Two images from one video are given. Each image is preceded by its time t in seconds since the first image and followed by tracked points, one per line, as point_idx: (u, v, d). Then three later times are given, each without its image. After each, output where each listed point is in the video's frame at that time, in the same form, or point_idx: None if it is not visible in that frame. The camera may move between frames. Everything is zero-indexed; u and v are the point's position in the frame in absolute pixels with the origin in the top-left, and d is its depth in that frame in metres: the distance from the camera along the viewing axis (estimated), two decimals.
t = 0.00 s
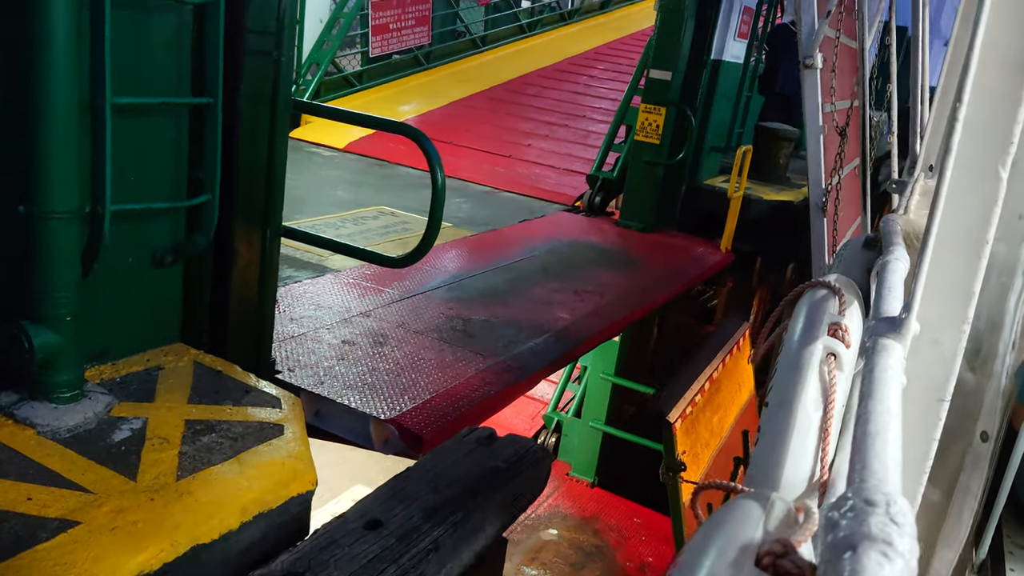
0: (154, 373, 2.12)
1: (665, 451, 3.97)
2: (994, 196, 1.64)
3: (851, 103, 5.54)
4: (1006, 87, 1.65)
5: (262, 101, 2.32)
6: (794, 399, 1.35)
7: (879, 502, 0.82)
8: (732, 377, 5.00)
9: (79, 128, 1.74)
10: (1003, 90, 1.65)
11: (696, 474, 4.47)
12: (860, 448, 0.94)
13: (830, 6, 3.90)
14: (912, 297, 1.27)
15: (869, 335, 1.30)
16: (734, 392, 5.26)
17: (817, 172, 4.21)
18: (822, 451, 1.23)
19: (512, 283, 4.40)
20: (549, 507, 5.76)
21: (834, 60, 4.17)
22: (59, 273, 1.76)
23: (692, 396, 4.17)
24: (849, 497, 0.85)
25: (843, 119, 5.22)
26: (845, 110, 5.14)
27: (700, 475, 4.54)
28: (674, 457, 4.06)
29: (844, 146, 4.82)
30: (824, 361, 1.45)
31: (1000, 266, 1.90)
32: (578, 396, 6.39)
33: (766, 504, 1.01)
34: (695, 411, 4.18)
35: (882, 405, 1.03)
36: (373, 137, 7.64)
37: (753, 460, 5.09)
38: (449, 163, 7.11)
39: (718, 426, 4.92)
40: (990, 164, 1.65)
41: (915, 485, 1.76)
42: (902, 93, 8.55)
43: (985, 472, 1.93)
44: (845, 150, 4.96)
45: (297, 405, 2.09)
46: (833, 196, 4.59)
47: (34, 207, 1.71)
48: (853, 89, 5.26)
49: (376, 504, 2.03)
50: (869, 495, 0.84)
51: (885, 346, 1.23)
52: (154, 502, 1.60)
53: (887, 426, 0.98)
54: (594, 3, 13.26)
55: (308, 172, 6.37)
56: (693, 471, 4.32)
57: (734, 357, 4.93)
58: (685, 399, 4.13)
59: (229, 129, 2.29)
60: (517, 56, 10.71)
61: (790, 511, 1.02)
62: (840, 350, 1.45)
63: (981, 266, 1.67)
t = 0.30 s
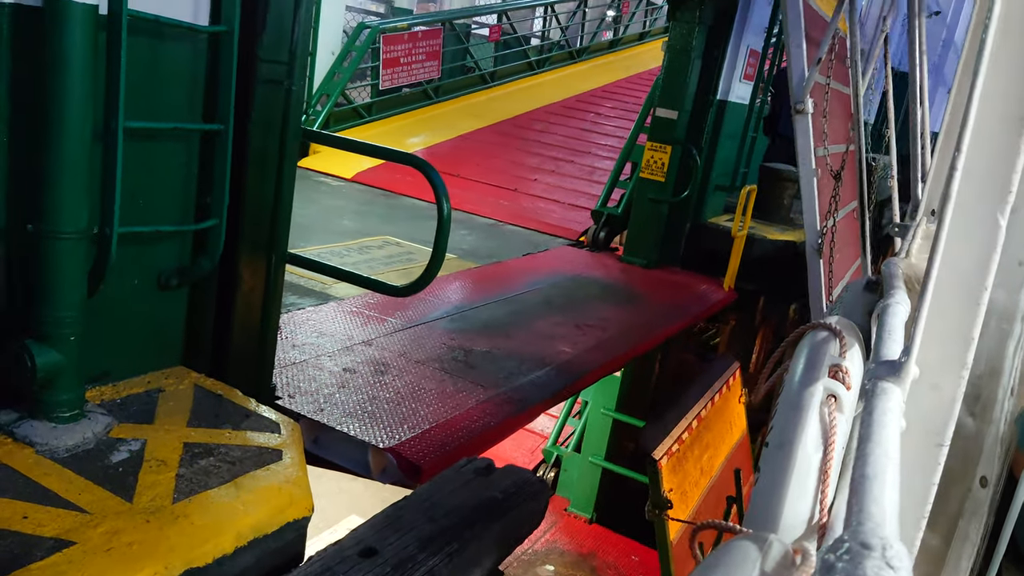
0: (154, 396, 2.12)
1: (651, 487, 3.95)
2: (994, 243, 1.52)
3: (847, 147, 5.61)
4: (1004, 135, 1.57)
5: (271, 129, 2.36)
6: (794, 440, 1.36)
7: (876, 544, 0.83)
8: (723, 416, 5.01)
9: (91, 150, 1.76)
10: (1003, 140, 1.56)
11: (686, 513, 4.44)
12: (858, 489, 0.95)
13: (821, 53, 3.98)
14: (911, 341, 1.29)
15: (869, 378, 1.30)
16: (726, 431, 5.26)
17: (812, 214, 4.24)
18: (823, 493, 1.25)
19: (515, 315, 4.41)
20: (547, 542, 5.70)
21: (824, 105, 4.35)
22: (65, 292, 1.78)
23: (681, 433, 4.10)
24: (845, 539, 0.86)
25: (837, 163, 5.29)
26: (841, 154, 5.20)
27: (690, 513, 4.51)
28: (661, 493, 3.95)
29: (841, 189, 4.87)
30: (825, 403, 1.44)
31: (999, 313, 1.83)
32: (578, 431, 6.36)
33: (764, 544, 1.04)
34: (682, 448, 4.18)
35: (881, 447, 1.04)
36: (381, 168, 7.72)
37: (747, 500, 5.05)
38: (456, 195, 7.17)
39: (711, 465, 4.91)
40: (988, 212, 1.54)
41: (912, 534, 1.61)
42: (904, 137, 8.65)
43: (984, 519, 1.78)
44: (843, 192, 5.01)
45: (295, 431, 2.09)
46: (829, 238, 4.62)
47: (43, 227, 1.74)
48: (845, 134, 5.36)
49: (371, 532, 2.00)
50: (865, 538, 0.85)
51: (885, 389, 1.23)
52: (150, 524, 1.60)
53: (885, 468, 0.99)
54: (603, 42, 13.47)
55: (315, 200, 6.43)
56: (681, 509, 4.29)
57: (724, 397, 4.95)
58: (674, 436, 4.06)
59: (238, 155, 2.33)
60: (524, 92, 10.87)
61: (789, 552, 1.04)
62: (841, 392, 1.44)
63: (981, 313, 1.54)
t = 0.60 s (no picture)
0: (145, 400, 2.11)
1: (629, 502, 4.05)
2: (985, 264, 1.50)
3: (835, 165, 5.65)
4: (993, 154, 1.53)
5: (267, 136, 2.36)
6: (785, 456, 1.34)
7: (864, 560, 0.83)
8: (705, 432, 5.11)
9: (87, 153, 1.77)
10: (992, 159, 1.53)
11: (667, 527, 4.53)
12: (847, 507, 0.95)
13: (804, 74, 4.03)
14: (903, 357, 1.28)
15: (860, 395, 1.30)
16: (709, 447, 5.35)
17: (799, 232, 4.27)
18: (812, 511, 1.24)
19: (509, 326, 4.42)
20: (537, 555, 5.68)
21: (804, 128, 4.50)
22: (58, 294, 1.77)
23: (660, 448, 4.22)
24: (834, 553, 0.87)
25: (825, 181, 5.33)
26: (829, 172, 5.24)
27: (671, 527, 4.60)
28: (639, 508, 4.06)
29: (829, 207, 4.91)
30: (818, 419, 1.43)
31: (989, 333, 1.78)
32: (571, 444, 6.35)
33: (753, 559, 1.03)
34: (661, 463, 4.29)
35: (871, 464, 1.05)
36: (378, 177, 7.74)
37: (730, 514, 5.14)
38: (452, 205, 7.18)
39: (693, 479, 5.00)
40: (978, 232, 1.53)
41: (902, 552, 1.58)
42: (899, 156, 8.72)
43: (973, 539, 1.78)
44: (831, 211, 5.05)
45: (286, 438, 2.09)
46: (818, 255, 4.65)
47: (36, 229, 1.74)
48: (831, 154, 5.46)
49: (360, 540, 1.99)
50: (854, 553, 0.85)
51: (875, 407, 1.22)
52: (137, 528, 1.59)
53: (874, 485, 1.00)
54: (602, 56, 13.55)
55: (312, 209, 6.44)
56: (661, 523, 4.39)
57: (705, 413, 5.06)
58: (652, 451, 4.19)
59: (235, 161, 2.33)
60: (523, 105, 10.91)
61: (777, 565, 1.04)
62: (831, 408, 1.44)
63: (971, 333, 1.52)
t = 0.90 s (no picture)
0: (131, 404, 2.11)
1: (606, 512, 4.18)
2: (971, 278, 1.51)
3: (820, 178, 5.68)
4: (982, 171, 1.52)
5: (258, 140, 2.37)
6: (773, 465, 1.35)
7: (848, 566, 0.85)
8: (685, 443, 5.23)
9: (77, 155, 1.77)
10: (980, 176, 1.52)
11: (647, 536, 4.63)
12: (833, 514, 0.98)
13: (783, 89, 4.06)
14: (891, 368, 1.27)
15: (849, 405, 1.29)
16: (690, 458, 5.47)
17: (783, 245, 4.28)
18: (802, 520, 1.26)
19: (500, 334, 4.42)
20: (526, 564, 5.68)
21: (788, 140, 4.56)
22: (43, 295, 1.77)
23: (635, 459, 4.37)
24: (819, 560, 0.89)
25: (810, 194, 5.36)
26: (813, 185, 5.27)
27: (651, 537, 4.70)
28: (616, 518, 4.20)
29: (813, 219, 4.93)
30: (806, 428, 1.43)
31: (976, 344, 1.75)
32: (561, 453, 6.36)
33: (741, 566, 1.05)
34: (638, 474, 4.42)
35: (859, 471, 1.07)
36: (372, 184, 7.74)
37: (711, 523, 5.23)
38: (445, 213, 7.19)
39: (674, 490, 5.12)
40: (966, 245, 1.53)
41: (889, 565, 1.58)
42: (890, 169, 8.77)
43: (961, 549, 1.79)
44: (815, 223, 5.08)
45: (272, 443, 2.08)
46: (803, 267, 4.66)
47: (24, 232, 1.74)
48: (818, 167, 5.53)
49: (345, 546, 1.99)
50: (839, 560, 0.87)
51: (864, 416, 1.23)
52: (121, 532, 1.58)
53: (861, 493, 1.02)
54: (597, 67, 13.61)
55: (304, 215, 6.43)
56: (640, 532, 4.49)
57: (684, 424, 5.19)
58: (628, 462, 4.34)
59: (225, 165, 2.33)
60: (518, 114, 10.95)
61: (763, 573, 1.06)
62: (821, 418, 1.45)
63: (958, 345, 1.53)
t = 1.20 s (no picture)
0: (121, 402, 2.11)
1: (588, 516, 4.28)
2: (965, 285, 1.39)
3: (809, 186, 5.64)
4: (974, 176, 1.42)
5: (251, 140, 2.37)
6: (767, 468, 1.23)
7: (840, 568, 0.85)
8: (669, 450, 5.35)
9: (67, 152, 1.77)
10: (975, 182, 1.42)
11: (631, 540, 4.72)
12: (825, 517, 0.96)
13: (769, 98, 4.08)
14: (883, 371, 1.22)
15: (841, 408, 1.23)
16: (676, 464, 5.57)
17: (771, 251, 4.29)
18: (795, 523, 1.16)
19: (493, 336, 4.42)
20: (518, 566, 5.68)
21: (778, 148, 4.57)
22: (36, 292, 1.77)
23: (615, 463, 4.49)
24: (810, 561, 0.88)
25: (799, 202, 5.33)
26: (802, 193, 5.27)
27: (635, 541, 4.78)
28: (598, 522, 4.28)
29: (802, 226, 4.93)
30: (800, 433, 1.31)
31: (970, 351, 1.61)
32: (554, 455, 6.37)
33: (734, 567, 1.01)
34: (619, 479, 4.54)
35: (850, 471, 1.05)
36: (368, 185, 7.76)
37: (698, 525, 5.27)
38: (440, 215, 7.20)
39: (659, 495, 5.20)
40: (959, 250, 1.42)
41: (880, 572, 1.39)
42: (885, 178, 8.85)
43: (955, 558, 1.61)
44: (805, 230, 5.10)
45: (261, 442, 2.09)
46: (793, 273, 4.68)
47: (15, 229, 1.74)
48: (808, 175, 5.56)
49: (332, 546, 1.98)
50: (829, 562, 0.87)
51: (858, 422, 1.17)
52: (107, 529, 1.59)
53: (853, 495, 1.00)
54: (595, 71, 13.63)
55: (300, 216, 6.44)
56: (623, 536, 4.58)
57: (668, 431, 5.32)
58: (608, 467, 4.45)
59: (218, 163, 2.34)
60: (515, 117, 10.96)
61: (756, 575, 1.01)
62: (815, 422, 1.32)
63: (953, 349, 1.40)
